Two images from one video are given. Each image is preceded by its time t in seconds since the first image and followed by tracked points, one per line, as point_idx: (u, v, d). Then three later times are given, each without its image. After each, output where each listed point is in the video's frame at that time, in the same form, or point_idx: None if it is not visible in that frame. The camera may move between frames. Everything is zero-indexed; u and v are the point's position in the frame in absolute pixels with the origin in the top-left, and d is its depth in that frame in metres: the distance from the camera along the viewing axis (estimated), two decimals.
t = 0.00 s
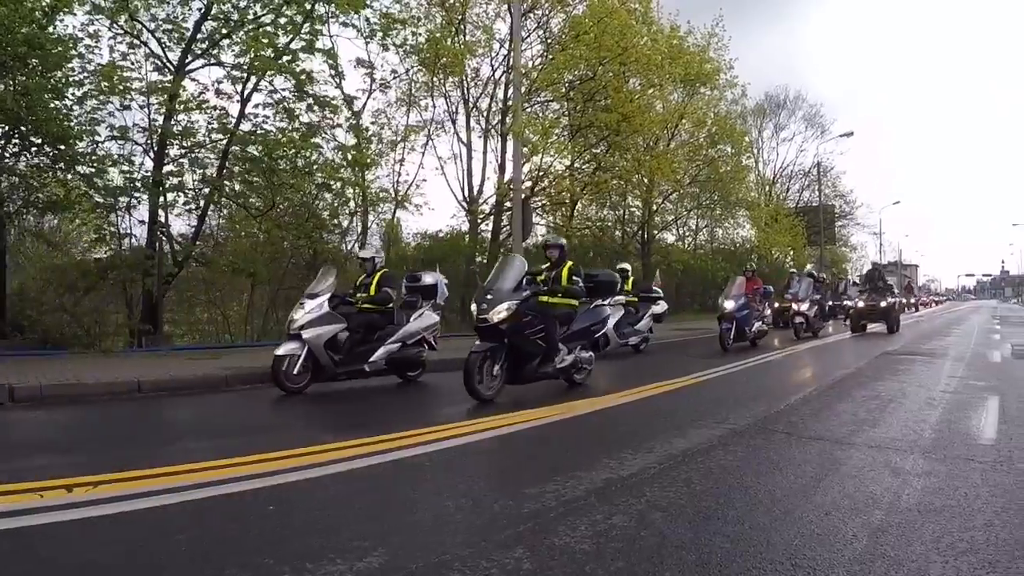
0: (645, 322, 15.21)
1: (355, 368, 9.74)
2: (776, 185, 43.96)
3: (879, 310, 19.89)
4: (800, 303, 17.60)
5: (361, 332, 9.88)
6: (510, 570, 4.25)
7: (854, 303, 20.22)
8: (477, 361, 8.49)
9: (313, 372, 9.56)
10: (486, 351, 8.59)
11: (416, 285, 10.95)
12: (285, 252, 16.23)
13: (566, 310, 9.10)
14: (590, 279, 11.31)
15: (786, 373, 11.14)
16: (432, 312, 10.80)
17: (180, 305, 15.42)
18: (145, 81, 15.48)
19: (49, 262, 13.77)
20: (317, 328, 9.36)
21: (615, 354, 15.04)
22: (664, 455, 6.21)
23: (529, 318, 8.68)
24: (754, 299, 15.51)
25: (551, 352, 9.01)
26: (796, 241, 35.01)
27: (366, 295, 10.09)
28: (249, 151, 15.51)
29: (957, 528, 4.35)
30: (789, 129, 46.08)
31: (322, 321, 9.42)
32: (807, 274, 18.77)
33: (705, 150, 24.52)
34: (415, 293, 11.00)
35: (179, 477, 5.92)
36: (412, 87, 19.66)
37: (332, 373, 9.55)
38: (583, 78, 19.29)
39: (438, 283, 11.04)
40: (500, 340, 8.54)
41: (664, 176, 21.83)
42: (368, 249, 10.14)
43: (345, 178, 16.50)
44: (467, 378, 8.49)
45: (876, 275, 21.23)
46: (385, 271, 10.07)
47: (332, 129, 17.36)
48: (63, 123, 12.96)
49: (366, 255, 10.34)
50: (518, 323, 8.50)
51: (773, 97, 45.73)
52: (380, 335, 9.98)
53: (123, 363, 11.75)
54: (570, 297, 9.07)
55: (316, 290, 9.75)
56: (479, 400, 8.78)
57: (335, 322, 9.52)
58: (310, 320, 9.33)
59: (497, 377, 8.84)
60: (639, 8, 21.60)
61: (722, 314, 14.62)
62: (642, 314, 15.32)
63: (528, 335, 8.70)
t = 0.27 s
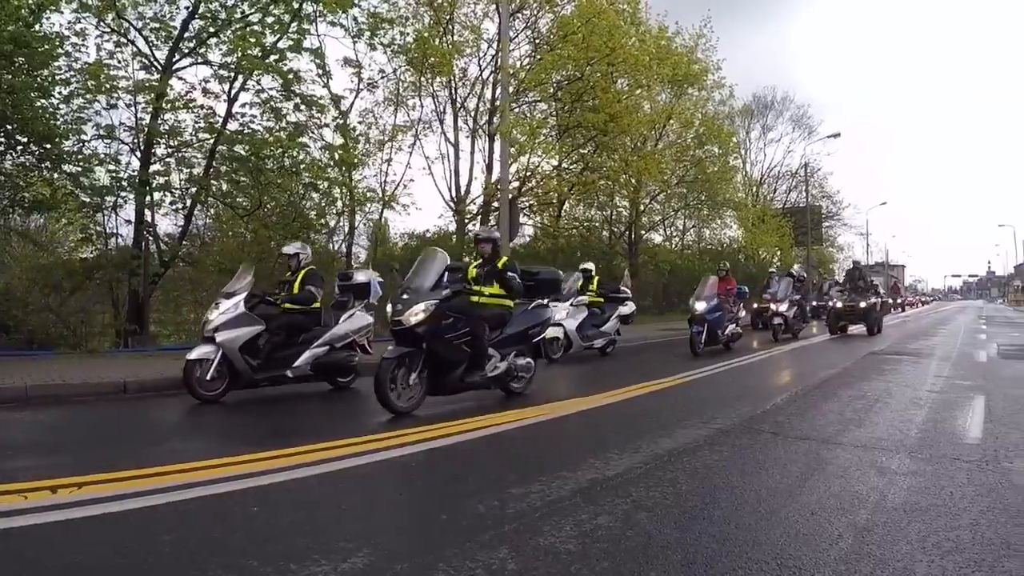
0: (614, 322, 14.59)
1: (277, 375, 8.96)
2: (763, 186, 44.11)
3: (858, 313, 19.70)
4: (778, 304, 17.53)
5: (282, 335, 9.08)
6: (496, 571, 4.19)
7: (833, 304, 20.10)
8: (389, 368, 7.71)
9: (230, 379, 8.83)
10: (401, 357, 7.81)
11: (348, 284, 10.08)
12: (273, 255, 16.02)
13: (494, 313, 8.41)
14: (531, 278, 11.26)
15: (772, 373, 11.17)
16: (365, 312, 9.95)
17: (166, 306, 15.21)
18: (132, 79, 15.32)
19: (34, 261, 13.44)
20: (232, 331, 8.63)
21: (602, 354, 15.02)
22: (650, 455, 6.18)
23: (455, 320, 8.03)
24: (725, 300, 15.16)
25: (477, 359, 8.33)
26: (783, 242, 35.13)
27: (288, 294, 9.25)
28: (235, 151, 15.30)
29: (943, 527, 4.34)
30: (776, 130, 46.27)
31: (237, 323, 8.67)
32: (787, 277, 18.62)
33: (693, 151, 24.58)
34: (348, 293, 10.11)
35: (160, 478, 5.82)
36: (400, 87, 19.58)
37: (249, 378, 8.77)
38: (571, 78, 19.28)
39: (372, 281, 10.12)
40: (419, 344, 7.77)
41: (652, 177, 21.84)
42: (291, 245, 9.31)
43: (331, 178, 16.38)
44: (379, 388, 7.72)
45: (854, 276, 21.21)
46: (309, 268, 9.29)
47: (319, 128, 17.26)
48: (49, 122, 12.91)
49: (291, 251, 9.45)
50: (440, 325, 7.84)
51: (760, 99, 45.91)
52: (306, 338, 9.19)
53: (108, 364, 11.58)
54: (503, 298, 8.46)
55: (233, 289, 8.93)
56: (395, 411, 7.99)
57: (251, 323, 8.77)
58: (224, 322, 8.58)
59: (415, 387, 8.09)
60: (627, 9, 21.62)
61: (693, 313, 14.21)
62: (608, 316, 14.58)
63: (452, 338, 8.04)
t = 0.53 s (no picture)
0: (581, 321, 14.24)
1: (184, 380, 8.48)
2: (751, 187, 44.26)
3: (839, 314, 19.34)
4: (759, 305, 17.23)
5: (192, 336, 8.66)
6: (484, 569, 4.17)
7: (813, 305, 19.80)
8: (275, 377, 6.84)
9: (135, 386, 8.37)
10: (291, 365, 6.93)
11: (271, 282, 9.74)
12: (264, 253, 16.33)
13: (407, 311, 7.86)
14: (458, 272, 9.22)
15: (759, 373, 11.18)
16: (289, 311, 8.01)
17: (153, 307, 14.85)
18: (120, 78, 15.19)
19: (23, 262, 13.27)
20: (135, 332, 8.19)
21: (591, 355, 15.01)
22: (638, 454, 6.16)
23: (355, 322, 7.21)
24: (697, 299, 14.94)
25: (382, 367, 7.52)
26: (772, 242, 35.28)
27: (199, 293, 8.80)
28: (224, 150, 15.11)
29: (931, 525, 4.34)
30: (764, 132, 46.46)
31: (140, 324, 8.24)
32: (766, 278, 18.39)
33: (681, 152, 24.65)
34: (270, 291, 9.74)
35: (145, 477, 5.75)
36: (389, 87, 19.53)
37: (154, 384, 8.31)
38: (560, 78, 19.30)
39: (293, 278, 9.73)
40: (310, 350, 6.92)
41: (641, 177, 21.86)
42: (204, 240, 8.89)
43: (320, 177, 16.27)
44: (264, 400, 6.81)
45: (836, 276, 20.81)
46: (222, 265, 8.89)
47: (308, 127, 17.18)
48: (37, 121, 12.69)
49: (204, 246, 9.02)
50: (335, 327, 7.00)
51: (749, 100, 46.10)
52: (218, 340, 8.72)
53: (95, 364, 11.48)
54: (421, 293, 8.03)
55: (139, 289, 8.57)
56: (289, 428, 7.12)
57: (157, 324, 8.34)
58: (127, 322, 8.18)
59: (309, 400, 7.17)
60: (617, 9, 21.66)
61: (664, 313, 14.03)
62: (574, 316, 14.18)
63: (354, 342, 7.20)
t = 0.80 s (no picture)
0: (543, 322, 13.62)
1: (80, 387, 7.55)
2: (742, 187, 44.38)
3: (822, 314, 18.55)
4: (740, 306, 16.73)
5: (87, 338, 7.74)
6: (476, 569, 4.14)
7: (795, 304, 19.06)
8: (119, 387, 5.90)
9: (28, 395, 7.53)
10: (140, 374, 5.98)
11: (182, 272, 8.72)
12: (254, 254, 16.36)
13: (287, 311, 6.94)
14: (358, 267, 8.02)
15: (748, 373, 11.19)
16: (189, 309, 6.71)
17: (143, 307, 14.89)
18: (111, 77, 15.08)
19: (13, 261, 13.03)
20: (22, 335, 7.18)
21: (583, 355, 15.00)
22: (629, 454, 6.14)
23: (215, 324, 6.27)
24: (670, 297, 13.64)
25: (256, 378, 6.56)
26: (762, 242, 35.36)
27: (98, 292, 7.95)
28: (214, 150, 15.08)
29: (921, 524, 4.34)
30: (754, 132, 46.62)
31: (29, 324, 7.24)
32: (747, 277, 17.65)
33: (672, 152, 24.69)
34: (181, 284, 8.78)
35: (133, 477, 5.70)
36: (379, 86, 19.47)
37: (45, 393, 7.38)
38: (550, 78, 19.31)
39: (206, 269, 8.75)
40: (163, 356, 5.99)
41: (631, 177, 21.88)
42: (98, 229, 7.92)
43: (310, 177, 16.19)
44: (106, 415, 5.88)
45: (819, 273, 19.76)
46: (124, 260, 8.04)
47: (298, 127, 17.10)
48: (26, 120, 12.54)
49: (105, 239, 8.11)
50: (191, 330, 6.07)
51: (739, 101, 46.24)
52: (117, 342, 7.82)
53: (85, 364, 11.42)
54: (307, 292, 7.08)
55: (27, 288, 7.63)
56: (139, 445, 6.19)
57: (46, 324, 7.31)
58: (13, 325, 7.19)
59: (167, 415, 6.25)
60: (608, 9, 21.68)
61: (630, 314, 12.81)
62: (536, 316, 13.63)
63: (216, 350, 6.23)
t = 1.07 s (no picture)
0: (500, 322, 12.69)
1: None
2: (733, 186, 44.45)
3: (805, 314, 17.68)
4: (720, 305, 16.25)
5: None
6: (466, 572, 4.10)
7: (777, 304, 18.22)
8: None
9: None
10: None
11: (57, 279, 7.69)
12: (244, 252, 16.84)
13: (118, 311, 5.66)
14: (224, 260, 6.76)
15: (739, 373, 11.18)
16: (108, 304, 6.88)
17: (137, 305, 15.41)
18: (101, 76, 14.97)
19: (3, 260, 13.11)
20: None
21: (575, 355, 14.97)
22: (619, 455, 6.11)
23: (25, 328, 5.15)
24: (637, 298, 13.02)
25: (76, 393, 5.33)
26: (753, 241, 35.41)
27: None
28: (206, 149, 14.67)
29: (912, 524, 4.32)
30: (746, 132, 46.69)
31: None
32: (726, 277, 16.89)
33: (663, 151, 24.72)
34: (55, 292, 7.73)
35: (121, 479, 5.64)
36: (371, 86, 19.40)
37: None
38: (542, 78, 19.30)
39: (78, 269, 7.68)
40: None
41: (623, 176, 21.86)
42: None
43: (301, 177, 16.00)
44: None
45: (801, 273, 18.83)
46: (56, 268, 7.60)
47: (289, 126, 17.01)
48: (16, 118, 12.44)
49: None
50: None
51: (731, 101, 46.31)
52: None
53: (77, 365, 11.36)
54: (150, 288, 5.88)
55: None
56: None
57: None
58: None
59: None
60: (600, 9, 21.67)
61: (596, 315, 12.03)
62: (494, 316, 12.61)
63: (26, 359, 5.12)
